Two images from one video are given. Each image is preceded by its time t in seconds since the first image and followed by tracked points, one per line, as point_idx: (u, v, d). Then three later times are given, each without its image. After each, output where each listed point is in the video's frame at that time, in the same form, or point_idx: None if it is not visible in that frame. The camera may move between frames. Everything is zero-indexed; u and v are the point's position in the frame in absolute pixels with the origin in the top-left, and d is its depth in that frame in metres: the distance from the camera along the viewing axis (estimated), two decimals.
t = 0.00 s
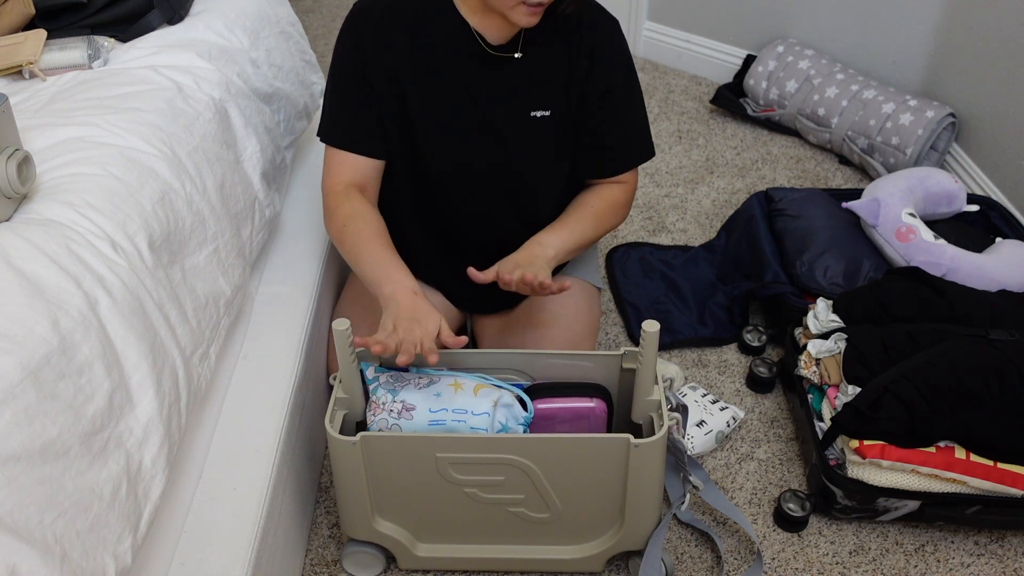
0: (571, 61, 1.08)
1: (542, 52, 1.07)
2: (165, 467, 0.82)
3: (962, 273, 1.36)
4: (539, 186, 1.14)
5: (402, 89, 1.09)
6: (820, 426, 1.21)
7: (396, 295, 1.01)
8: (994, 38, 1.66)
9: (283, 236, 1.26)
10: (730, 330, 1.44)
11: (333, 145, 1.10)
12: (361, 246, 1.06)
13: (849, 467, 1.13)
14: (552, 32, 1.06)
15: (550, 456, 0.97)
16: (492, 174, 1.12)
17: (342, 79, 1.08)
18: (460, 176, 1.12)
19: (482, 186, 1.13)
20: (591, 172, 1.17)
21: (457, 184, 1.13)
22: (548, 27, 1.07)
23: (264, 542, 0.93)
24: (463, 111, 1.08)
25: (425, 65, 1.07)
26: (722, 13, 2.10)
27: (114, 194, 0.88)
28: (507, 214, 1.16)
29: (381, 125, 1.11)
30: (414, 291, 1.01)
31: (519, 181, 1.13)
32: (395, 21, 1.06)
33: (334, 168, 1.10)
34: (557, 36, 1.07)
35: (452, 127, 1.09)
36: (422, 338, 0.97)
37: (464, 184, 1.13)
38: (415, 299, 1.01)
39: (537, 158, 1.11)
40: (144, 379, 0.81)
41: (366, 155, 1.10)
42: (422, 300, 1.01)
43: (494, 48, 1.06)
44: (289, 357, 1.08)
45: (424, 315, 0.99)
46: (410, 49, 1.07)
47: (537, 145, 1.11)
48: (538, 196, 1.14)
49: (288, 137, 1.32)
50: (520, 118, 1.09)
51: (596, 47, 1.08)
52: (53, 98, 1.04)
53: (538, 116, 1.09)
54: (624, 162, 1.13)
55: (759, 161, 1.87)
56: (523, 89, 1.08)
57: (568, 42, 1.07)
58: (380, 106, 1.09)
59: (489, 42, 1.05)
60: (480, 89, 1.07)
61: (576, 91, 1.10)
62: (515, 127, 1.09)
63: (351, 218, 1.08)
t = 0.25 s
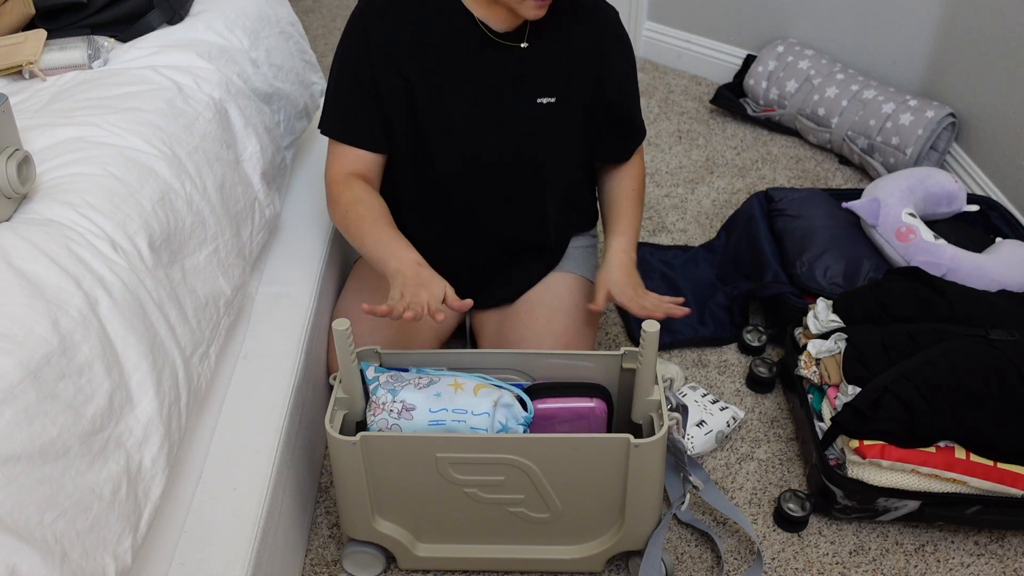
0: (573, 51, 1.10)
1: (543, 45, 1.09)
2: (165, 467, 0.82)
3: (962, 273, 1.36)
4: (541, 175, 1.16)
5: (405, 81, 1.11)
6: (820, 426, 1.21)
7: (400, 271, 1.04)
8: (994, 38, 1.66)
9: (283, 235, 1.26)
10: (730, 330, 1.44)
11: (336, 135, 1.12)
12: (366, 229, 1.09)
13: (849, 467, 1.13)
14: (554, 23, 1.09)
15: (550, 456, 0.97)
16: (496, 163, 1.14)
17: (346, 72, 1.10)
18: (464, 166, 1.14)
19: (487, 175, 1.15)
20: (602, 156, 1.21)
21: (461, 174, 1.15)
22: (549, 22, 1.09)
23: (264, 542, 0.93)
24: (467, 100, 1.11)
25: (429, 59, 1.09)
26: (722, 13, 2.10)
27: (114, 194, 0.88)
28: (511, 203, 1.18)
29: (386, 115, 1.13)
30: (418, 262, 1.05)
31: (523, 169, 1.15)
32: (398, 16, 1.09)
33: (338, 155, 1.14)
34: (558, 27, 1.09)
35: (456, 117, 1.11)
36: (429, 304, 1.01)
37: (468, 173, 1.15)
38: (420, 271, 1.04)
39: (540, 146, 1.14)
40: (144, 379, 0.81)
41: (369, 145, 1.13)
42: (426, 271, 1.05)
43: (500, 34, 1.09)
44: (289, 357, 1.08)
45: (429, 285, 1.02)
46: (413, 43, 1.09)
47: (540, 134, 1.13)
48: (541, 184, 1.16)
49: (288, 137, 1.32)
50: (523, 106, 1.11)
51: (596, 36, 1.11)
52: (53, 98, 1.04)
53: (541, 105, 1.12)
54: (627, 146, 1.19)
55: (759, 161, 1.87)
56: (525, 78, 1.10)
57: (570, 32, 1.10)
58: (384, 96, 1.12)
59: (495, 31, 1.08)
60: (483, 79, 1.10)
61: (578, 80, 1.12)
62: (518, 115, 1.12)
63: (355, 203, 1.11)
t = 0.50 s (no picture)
0: (576, 51, 1.10)
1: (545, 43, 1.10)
2: (165, 467, 0.82)
3: (962, 273, 1.36)
4: (542, 173, 1.16)
5: (408, 75, 1.12)
6: (821, 426, 1.21)
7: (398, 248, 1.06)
8: (994, 38, 1.66)
9: (283, 235, 1.26)
10: (730, 330, 1.44)
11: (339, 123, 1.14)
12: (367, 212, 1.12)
13: (849, 467, 1.13)
14: (558, 22, 1.10)
15: (550, 456, 0.97)
16: (496, 160, 1.15)
17: (352, 66, 1.12)
18: (465, 163, 1.15)
19: (487, 173, 1.16)
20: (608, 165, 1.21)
21: (462, 171, 1.16)
22: (553, 20, 1.10)
23: (264, 542, 0.93)
24: (468, 96, 1.11)
25: (431, 54, 1.10)
26: (722, 13, 2.10)
27: (114, 194, 0.88)
28: (511, 202, 1.18)
29: (388, 109, 1.14)
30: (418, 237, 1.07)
31: (523, 167, 1.15)
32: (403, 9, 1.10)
33: (338, 137, 1.16)
34: (562, 26, 1.10)
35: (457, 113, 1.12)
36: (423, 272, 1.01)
37: (469, 169, 1.15)
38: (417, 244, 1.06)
39: (541, 145, 1.14)
40: (144, 379, 0.81)
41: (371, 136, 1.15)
42: (424, 245, 1.06)
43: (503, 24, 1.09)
44: (289, 357, 1.08)
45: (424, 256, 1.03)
46: (417, 38, 1.10)
47: (540, 132, 1.13)
48: (541, 184, 1.16)
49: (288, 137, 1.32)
50: (523, 104, 1.12)
51: (601, 36, 1.11)
52: (53, 98, 1.04)
53: (542, 103, 1.12)
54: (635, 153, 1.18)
55: (759, 161, 1.87)
56: (527, 76, 1.11)
57: (573, 30, 1.10)
58: (387, 90, 1.13)
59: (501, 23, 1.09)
60: (485, 75, 1.11)
61: (581, 79, 1.12)
62: (518, 113, 1.12)
63: (358, 186, 1.14)
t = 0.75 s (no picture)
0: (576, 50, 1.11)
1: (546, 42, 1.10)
2: (165, 467, 0.82)
3: (962, 273, 1.36)
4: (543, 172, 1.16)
5: (409, 72, 1.12)
6: (821, 426, 1.21)
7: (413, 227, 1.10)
8: (994, 38, 1.66)
9: (283, 235, 1.26)
10: (730, 330, 1.44)
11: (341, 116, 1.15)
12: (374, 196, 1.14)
13: (849, 467, 1.13)
14: (558, 22, 1.10)
15: (550, 456, 0.97)
16: (496, 159, 1.15)
17: (354, 63, 1.13)
18: (465, 161, 1.15)
19: (487, 172, 1.16)
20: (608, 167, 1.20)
21: (461, 169, 1.16)
22: (554, 20, 1.10)
23: (264, 542, 0.93)
24: (468, 94, 1.12)
25: (432, 52, 1.11)
26: (722, 13, 2.10)
27: (114, 194, 0.88)
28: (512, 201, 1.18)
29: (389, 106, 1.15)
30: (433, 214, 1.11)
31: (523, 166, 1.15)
32: (405, 7, 1.11)
33: (340, 130, 1.17)
34: (563, 25, 1.10)
35: (458, 111, 1.12)
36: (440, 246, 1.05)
37: (468, 168, 1.16)
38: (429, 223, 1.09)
39: (540, 144, 1.14)
40: (144, 379, 0.81)
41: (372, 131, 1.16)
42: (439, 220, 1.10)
43: (501, 25, 1.09)
44: (288, 358, 1.08)
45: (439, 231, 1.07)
46: (418, 36, 1.11)
47: (540, 131, 1.14)
48: (540, 183, 1.16)
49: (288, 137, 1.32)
50: (524, 102, 1.12)
51: (601, 35, 1.11)
52: (54, 98, 1.04)
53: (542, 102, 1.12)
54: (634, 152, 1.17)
55: (759, 161, 1.87)
56: (527, 75, 1.11)
57: (574, 30, 1.10)
58: (387, 88, 1.13)
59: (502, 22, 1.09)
60: (485, 74, 1.11)
61: (581, 79, 1.12)
62: (518, 111, 1.12)
63: (363, 169, 1.16)
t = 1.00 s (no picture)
0: (578, 50, 1.11)
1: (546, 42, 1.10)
2: (165, 467, 0.82)
3: (962, 273, 1.36)
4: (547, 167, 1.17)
5: (413, 74, 1.11)
6: (820, 426, 1.21)
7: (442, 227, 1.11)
8: (994, 38, 1.66)
9: (283, 235, 1.26)
10: (730, 330, 1.44)
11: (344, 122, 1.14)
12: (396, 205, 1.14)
13: (849, 467, 1.13)
14: (560, 22, 1.10)
15: (549, 457, 0.97)
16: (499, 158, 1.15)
17: (354, 64, 1.11)
18: (469, 160, 1.15)
19: (490, 170, 1.16)
20: (608, 160, 1.22)
21: (465, 169, 1.16)
22: (554, 20, 1.10)
23: (264, 542, 0.93)
24: (472, 95, 1.11)
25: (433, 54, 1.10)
26: (722, 13, 2.10)
27: (114, 194, 0.88)
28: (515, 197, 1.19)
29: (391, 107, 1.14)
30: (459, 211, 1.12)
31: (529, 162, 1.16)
32: (405, 7, 1.09)
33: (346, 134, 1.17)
34: (564, 25, 1.10)
35: (461, 112, 1.12)
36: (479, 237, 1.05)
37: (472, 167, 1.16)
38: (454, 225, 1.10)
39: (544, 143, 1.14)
40: (144, 379, 0.81)
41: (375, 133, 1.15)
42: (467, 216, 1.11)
43: (504, 24, 1.09)
44: (288, 358, 1.08)
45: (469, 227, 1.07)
46: (420, 37, 1.09)
47: (544, 130, 1.14)
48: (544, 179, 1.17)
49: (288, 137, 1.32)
50: (528, 102, 1.12)
51: (602, 34, 1.11)
52: (54, 98, 1.04)
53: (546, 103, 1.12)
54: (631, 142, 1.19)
55: (759, 161, 1.87)
56: (530, 75, 1.11)
57: (576, 29, 1.10)
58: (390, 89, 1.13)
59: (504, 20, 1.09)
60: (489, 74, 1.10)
61: (583, 78, 1.12)
62: (522, 111, 1.12)
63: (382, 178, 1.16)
